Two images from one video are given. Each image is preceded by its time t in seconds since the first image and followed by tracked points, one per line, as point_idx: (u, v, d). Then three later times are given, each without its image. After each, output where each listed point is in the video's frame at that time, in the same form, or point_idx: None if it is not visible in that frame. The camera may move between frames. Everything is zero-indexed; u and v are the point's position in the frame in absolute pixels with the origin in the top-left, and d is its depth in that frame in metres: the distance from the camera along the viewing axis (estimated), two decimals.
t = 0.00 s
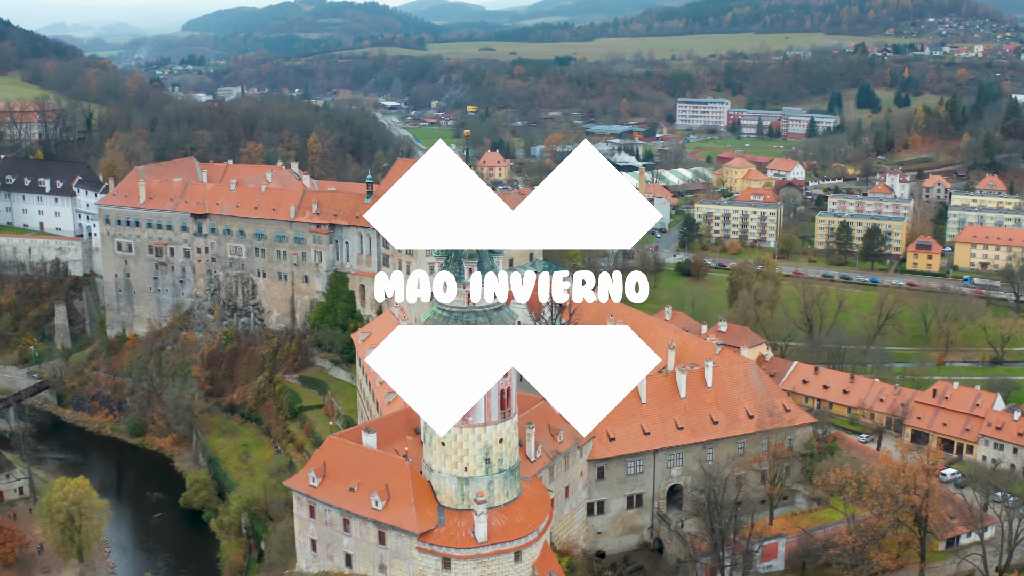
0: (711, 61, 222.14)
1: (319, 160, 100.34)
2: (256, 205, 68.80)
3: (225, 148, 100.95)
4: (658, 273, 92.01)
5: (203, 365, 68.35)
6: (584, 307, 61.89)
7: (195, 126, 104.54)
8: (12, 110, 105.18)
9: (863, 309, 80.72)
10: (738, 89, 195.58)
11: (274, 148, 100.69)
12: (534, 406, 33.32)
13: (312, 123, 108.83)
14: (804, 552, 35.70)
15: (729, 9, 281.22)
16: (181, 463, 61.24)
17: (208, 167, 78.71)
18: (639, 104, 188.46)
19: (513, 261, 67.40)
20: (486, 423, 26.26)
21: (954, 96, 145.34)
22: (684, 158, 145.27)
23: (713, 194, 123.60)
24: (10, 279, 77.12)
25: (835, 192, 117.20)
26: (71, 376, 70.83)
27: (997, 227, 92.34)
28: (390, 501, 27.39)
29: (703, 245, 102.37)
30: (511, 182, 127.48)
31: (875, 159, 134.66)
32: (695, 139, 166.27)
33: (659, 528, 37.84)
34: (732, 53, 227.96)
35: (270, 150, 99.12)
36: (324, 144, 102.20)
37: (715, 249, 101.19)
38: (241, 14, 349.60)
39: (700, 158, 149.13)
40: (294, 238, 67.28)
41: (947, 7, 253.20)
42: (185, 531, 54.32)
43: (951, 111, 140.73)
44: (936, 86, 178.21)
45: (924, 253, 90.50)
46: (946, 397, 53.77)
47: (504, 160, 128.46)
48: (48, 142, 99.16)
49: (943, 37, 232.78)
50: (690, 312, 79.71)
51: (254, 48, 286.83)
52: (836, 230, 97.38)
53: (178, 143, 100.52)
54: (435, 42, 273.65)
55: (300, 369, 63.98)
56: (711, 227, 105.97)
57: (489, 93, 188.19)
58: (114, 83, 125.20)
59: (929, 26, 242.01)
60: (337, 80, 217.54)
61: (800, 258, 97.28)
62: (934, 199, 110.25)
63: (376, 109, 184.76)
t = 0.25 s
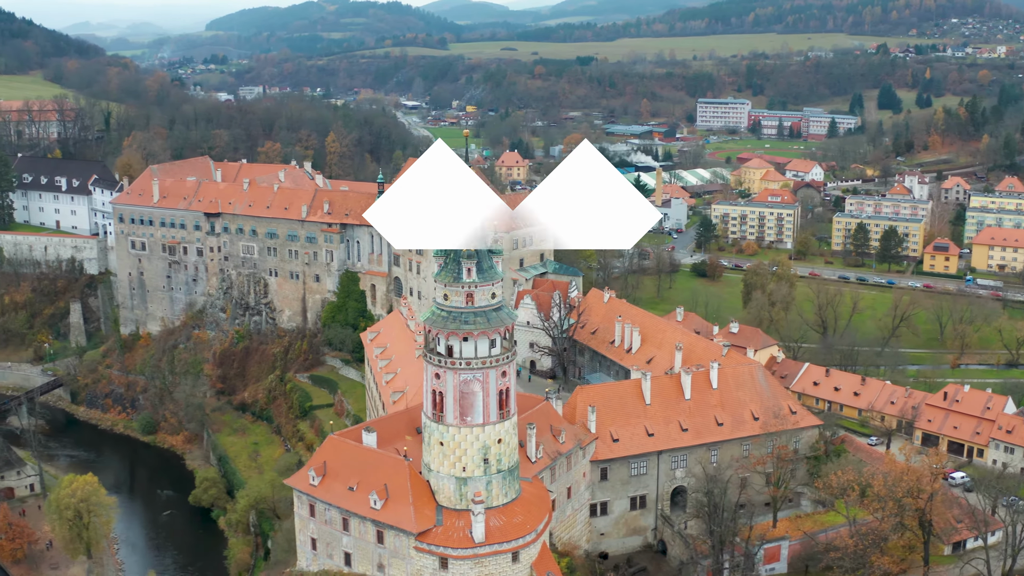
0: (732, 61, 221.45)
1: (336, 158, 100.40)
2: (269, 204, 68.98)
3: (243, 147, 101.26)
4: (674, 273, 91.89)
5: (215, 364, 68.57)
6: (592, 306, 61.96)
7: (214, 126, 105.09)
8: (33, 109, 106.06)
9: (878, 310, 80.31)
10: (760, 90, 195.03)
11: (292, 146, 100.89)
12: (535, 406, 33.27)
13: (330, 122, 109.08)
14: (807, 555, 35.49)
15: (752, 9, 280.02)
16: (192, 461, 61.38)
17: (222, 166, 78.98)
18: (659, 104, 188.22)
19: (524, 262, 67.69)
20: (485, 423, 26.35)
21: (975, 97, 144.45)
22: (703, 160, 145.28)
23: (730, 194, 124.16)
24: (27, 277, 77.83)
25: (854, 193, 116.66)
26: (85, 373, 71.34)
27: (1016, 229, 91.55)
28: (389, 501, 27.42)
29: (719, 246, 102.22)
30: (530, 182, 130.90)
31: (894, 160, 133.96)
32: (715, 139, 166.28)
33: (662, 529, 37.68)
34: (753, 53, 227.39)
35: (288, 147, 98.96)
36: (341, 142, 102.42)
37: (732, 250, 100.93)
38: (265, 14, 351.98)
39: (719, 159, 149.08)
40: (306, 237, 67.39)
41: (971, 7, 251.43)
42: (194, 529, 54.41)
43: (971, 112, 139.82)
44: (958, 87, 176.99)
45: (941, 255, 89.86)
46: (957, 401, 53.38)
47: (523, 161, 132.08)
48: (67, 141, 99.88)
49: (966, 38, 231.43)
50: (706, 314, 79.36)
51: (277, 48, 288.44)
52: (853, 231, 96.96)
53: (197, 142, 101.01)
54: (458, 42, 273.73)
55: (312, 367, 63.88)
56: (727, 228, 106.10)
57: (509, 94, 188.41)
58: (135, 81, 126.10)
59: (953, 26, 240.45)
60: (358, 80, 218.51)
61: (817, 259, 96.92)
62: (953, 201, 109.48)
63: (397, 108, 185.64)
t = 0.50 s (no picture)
0: (752, 61, 220.64)
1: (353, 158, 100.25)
2: (280, 203, 69.17)
3: (259, 146, 101.39)
4: (688, 274, 91.67)
5: (226, 363, 68.74)
6: (599, 306, 61.79)
7: (230, 125, 105.48)
8: (51, 109, 106.79)
9: (891, 312, 79.99)
10: (779, 91, 194.37)
11: (310, 145, 100.84)
12: (537, 407, 33.23)
13: (346, 121, 109.11)
14: (809, 558, 35.36)
15: (773, 10, 278.42)
16: (202, 460, 61.51)
17: (235, 165, 79.26)
18: (678, 105, 187.75)
19: (533, 262, 67.63)
20: (484, 423, 26.29)
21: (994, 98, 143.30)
22: (722, 161, 145.57)
23: (746, 195, 123.86)
24: (41, 275, 78.62)
25: (870, 194, 116.10)
26: (97, 372, 71.61)
27: None
28: (388, 500, 27.44)
29: (735, 247, 101.92)
30: (547, 182, 130.42)
31: (912, 161, 133.18)
32: (734, 140, 166.20)
33: (666, 531, 37.48)
34: (773, 54, 226.33)
35: (304, 147, 98.84)
36: (359, 141, 101.79)
37: (747, 251, 100.57)
38: (287, 14, 353.37)
39: (737, 160, 149.12)
40: (316, 237, 67.56)
41: (993, 8, 249.57)
42: (203, 527, 54.54)
43: (989, 113, 138.87)
44: (978, 88, 175.68)
45: (956, 257, 89.32)
46: (966, 403, 53.00)
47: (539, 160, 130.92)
48: (83, 140, 100.44)
49: (987, 38, 229.72)
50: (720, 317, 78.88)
51: (297, 47, 289.29)
52: (869, 232, 96.41)
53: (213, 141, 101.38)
54: (478, 42, 273.60)
55: (322, 367, 63.85)
56: (743, 229, 105.81)
57: (528, 93, 188.40)
58: (154, 80, 126.62)
59: (974, 26, 238.65)
60: (378, 79, 218.93)
61: (832, 261, 96.55)
62: (970, 202, 108.71)
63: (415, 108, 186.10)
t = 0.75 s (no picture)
0: (773, 62, 219.91)
1: (371, 158, 100.17)
2: (292, 203, 69.34)
3: (277, 145, 101.60)
4: (704, 275, 91.57)
5: (238, 361, 68.90)
6: (608, 307, 61.67)
7: (248, 124, 105.89)
8: (70, 108, 107.54)
9: (907, 314, 79.55)
10: (800, 91, 193.71)
11: (328, 144, 100.84)
12: (539, 407, 33.18)
13: (364, 121, 109.21)
14: (812, 561, 35.06)
15: (796, 10, 277.12)
16: (213, 458, 61.65)
17: (249, 165, 79.49)
18: (698, 105, 187.35)
19: (543, 262, 67.47)
20: (482, 423, 26.25)
21: (1015, 100, 142.31)
22: (741, 161, 145.02)
23: (763, 196, 123.53)
24: (56, 273, 79.03)
25: (889, 195, 115.48)
26: (110, 370, 71.88)
27: None
28: (386, 499, 27.44)
29: (751, 248, 101.58)
30: (566, 182, 131.06)
31: (931, 162, 132.36)
32: (754, 141, 165.79)
33: (669, 532, 37.28)
34: (794, 54, 225.52)
35: (322, 146, 98.87)
36: (377, 141, 101.64)
37: (763, 252, 100.17)
38: (311, 14, 355.38)
39: (757, 160, 148.52)
40: (328, 236, 67.68)
41: (1018, 9, 247.58)
42: (212, 525, 54.74)
43: (1010, 115, 137.82)
44: (1001, 89, 174.34)
45: (974, 259, 88.63)
46: (977, 406, 52.49)
47: (558, 161, 132.47)
48: (101, 139, 101.11)
49: (1012, 39, 227.93)
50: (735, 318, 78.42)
51: (320, 47, 290.56)
52: (885, 234, 95.90)
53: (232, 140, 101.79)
54: (500, 42, 273.89)
55: (333, 366, 64.09)
56: (759, 230, 105.59)
57: (548, 94, 188.64)
58: (175, 80, 127.36)
59: (999, 27, 236.84)
60: (400, 78, 219.62)
61: (848, 262, 96.11)
62: (989, 204, 107.86)
63: (436, 108, 186.78)
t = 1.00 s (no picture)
0: (792, 62, 219.18)
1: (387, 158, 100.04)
2: (304, 202, 69.46)
3: (293, 145, 101.68)
4: (718, 275, 91.38)
5: (249, 360, 68.90)
6: (616, 307, 61.51)
7: (265, 124, 106.29)
8: (88, 107, 108.20)
9: (920, 315, 79.21)
10: (819, 92, 193.08)
11: (345, 144, 100.80)
12: (541, 407, 33.08)
13: (380, 120, 109.24)
14: (815, 564, 34.90)
15: (816, 11, 275.77)
16: (222, 456, 61.74)
17: (262, 164, 79.72)
18: (717, 105, 186.95)
19: (553, 263, 67.29)
20: (480, 423, 26.22)
21: None
22: (759, 162, 144.41)
23: (780, 196, 123.16)
24: (71, 271, 79.56)
25: (906, 197, 114.92)
26: (123, 367, 72.24)
27: None
28: (385, 499, 27.46)
29: (766, 249, 101.30)
30: (583, 183, 131.51)
31: (949, 163, 131.64)
32: (773, 141, 165.33)
33: (672, 534, 37.15)
34: (814, 55, 224.71)
35: (339, 146, 98.85)
36: (393, 141, 101.49)
37: (778, 253, 99.86)
38: (332, 13, 356.86)
39: (776, 160, 148.02)
40: (339, 236, 67.73)
41: None
42: (221, 523, 54.90)
43: None
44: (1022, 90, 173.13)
45: (989, 260, 87.71)
46: (988, 409, 52.02)
47: (576, 160, 132.39)
48: (118, 138, 101.61)
49: None
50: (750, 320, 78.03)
51: (341, 46, 291.91)
52: (902, 235, 95.40)
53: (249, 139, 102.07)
54: (520, 42, 274.15)
55: (343, 365, 64.05)
56: (775, 231, 105.21)
57: (567, 94, 188.90)
58: (194, 79, 128.03)
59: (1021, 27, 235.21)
60: (420, 78, 220.31)
61: (864, 264, 95.76)
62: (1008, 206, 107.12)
63: (454, 107, 187.23)
